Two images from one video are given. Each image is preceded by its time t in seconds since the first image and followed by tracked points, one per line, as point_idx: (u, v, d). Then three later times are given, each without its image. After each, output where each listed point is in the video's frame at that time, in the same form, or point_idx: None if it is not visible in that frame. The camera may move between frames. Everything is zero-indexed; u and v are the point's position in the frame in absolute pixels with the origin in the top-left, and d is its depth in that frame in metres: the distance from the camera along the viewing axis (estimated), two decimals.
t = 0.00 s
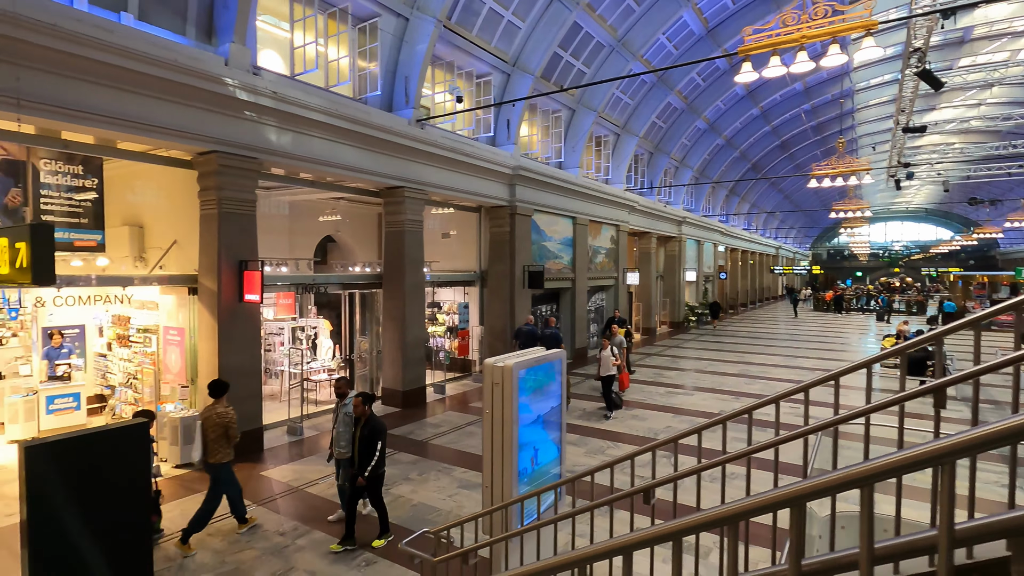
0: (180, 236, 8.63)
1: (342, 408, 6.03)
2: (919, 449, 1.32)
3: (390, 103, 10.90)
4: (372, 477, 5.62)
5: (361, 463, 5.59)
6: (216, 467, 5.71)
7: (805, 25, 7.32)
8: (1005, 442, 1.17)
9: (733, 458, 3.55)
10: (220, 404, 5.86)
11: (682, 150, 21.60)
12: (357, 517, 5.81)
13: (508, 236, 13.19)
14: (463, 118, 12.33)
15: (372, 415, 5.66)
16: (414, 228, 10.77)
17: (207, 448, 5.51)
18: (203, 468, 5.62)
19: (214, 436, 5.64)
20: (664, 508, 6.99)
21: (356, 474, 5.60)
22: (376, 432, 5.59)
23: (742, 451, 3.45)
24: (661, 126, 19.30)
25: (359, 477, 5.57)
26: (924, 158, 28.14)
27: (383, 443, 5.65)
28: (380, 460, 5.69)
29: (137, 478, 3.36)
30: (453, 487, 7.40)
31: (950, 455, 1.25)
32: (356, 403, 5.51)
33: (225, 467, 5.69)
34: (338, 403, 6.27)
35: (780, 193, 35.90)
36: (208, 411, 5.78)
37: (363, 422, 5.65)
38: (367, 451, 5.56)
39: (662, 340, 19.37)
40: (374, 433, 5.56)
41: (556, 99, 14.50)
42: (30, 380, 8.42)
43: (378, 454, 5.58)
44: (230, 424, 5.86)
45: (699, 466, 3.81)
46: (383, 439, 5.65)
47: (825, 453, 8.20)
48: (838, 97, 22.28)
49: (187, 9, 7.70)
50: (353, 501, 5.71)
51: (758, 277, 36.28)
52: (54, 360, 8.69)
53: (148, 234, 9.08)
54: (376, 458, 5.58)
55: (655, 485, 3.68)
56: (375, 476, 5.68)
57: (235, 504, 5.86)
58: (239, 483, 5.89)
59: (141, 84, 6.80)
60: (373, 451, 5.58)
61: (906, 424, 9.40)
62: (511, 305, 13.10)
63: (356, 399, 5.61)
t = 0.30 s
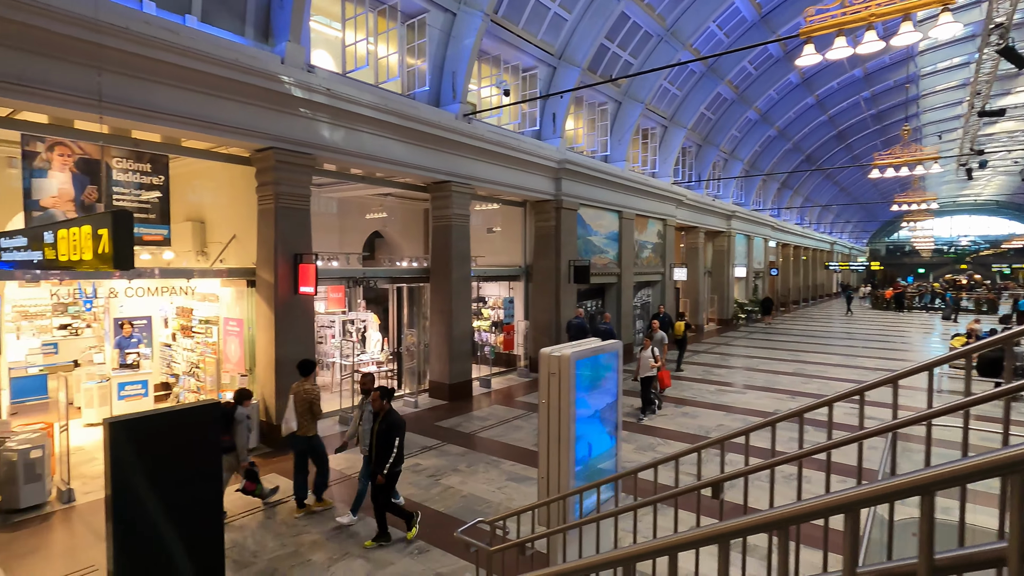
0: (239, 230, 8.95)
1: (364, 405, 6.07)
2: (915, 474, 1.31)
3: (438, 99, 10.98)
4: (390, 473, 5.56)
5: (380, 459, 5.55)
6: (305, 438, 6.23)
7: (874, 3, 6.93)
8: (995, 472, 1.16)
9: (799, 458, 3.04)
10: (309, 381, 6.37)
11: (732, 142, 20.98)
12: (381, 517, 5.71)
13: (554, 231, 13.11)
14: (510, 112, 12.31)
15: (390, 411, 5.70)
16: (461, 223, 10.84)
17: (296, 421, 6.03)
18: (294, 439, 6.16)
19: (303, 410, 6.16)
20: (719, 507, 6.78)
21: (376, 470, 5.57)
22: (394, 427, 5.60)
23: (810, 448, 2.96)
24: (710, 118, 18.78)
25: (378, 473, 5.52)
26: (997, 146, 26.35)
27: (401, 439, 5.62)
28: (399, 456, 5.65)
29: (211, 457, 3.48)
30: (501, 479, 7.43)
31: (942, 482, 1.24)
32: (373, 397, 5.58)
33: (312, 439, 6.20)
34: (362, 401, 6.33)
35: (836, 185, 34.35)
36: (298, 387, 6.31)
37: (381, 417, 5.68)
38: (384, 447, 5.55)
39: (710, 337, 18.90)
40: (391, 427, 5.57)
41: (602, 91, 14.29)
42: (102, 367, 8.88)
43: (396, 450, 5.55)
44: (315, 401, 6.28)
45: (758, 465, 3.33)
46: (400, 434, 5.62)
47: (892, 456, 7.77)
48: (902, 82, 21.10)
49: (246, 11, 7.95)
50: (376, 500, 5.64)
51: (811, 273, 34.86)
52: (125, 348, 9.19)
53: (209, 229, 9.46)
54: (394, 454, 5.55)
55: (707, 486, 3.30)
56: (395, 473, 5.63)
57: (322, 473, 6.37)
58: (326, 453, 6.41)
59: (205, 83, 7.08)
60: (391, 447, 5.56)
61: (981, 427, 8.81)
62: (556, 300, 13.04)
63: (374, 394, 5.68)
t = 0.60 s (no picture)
0: (299, 226, 9.24)
1: (386, 400, 5.70)
2: (853, 515, 1.41)
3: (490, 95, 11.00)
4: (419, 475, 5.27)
5: (407, 461, 5.23)
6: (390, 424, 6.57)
7: None
8: (972, 510, 1.16)
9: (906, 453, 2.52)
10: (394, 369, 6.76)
11: (791, 134, 20.11)
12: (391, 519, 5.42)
13: (605, 227, 12.93)
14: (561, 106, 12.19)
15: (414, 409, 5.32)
16: (513, 218, 10.84)
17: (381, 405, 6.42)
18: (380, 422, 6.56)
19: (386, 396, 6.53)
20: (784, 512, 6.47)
21: (403, 473, 5.27)
22: (421, 426, 5.26)
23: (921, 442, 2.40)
24: (769, 109, 18.06)
25: (406, 475, 5.22)
26: None
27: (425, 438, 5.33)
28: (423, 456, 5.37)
29: (281, 440, 3.56)
30: (555, 475, 7.35)
31: (874, 524, 1.33)
32: (398, 395, 5.17)
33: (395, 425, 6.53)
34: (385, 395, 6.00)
35: (905, 178, 32.38)
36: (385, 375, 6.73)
37: (405, 415, 5.30)
38: (410, 448, 5.22)
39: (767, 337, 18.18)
40: (417, 427, 5.23)
41: (655, 84, 13.97)
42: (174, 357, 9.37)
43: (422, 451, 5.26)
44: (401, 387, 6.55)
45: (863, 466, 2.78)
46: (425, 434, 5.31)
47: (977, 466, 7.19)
48: (981, 66, 19.63)
49: (307, 12, 8.18)
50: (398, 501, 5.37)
51: (877, 272, 32.99)
52: (194, 340, 9.64)
53: (271, 226, 9.80)
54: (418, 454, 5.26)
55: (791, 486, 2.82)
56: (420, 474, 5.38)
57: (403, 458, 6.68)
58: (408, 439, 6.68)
59: (271, 84, 7.33)
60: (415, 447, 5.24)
61: None
62: (607, 297, 12.86)
63: (398, 392, 5.26)
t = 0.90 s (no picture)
0: (360, 222, 9.46)
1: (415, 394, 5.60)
2: (840, 542, 1.48)
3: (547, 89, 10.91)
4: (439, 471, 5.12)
5: (428, 456, 5.11)
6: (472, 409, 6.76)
7: None
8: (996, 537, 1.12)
9: (979, 471, 2.00)
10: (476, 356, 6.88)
11: (863, 123, 18.98)
12: (438, 512, 5.39)
13: (663, 222, 12.61)
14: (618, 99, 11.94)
15: (442, 402, 5.14)
16: (569, 213, 10.73)
17: (465, 391, 6.59)
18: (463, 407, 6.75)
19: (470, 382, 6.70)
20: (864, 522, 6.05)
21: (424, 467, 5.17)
22: (443, 421, 5.06)
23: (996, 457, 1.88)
24: (839, 97, 17.10)
25: (426, 470, 5.10)
26: None
27: (450, 434, 5.10)
28: (448, 452, 5.16)
29: (353, 427, 3.57)
30: (614, 474, 7.19)
31: (862, 554, 1.40)
32: (424, 387, 5.07)
33: (477, 410, 6.69)
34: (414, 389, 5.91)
35: (992, 169, 29.94)
36: (466, 362, 6.82)
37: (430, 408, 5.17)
38: (432, 441, 5.08)
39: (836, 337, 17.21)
40: (439, 422, 5.04)
41: (716, 74, 13.49)
42: (246, 348, 10.03)
43: (443, 447, 5.06)
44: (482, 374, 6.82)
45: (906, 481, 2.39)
46: (450, 430, 5.09)
47: None
48: None
49: (369, 13, 8.36)
50: (424, 493, 5.31)
51: (959, 270, 30.64)
52: (262, 332, 10.07)
53: (334, 222, 10.08)
54: (442, 450, 5.07)
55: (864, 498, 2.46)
56: (445, 471, 5.18)
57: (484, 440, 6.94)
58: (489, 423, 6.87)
59: (335, 83, 7.52)
60: (439, 441, 5.07)
61: None
62: (665, 294, 12.56)
63: (425, 384, 5.17)
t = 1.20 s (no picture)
0: (419, 219, 9.60)
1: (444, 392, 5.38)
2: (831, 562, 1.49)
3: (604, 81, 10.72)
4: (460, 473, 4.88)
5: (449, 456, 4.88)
6: (552, 399, 7.10)
7: None
8: None
9: None
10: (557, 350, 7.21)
11: (945, 110, 17.69)
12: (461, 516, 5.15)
13: (725, 216, 12.16)
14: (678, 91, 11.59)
15: (465, 401, 4.91)
16: (626, 208, 10.51)
17: (549, 382, 6.94)
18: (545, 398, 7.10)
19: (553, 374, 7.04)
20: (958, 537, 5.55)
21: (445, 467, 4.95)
22: (464, 419, 4.82)
23: None
24: (918, 82, 15.99)
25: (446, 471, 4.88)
26: None
27: (472, 434, 4.84)
28: (470, 454, 4.85)
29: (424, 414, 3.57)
30: (677, 474, 6.95)
31: None
32: (446, 385, 4.85)
33: (559, 401, 7.04)
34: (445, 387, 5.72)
35: None
36: (547, 355, 7.15)
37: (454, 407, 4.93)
38: (451, 440, 4.84)
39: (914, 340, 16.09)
40: (461, 422, 4.79)
41: (782, 61, 12.87)
42: (309, 341, 10.35)
43: (463, 447, 4.79)
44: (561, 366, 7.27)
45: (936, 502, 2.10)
46: (472, 430, 4.82)
47: None
48: None
49: (428, 10, 8.45)
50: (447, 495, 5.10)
51: None
52: (325, 326, 10.51)
53: (393, 218, 10.27)
54: (462, 450, 4.79)
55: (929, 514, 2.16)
56: (467, 473, 4.86)
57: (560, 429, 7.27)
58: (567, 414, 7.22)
59: (396, 80, 7.65)
60: (459, 441, 4.81)
61: None
62: (727, 291, 12.15)
63: (448, 381, 4.94)
